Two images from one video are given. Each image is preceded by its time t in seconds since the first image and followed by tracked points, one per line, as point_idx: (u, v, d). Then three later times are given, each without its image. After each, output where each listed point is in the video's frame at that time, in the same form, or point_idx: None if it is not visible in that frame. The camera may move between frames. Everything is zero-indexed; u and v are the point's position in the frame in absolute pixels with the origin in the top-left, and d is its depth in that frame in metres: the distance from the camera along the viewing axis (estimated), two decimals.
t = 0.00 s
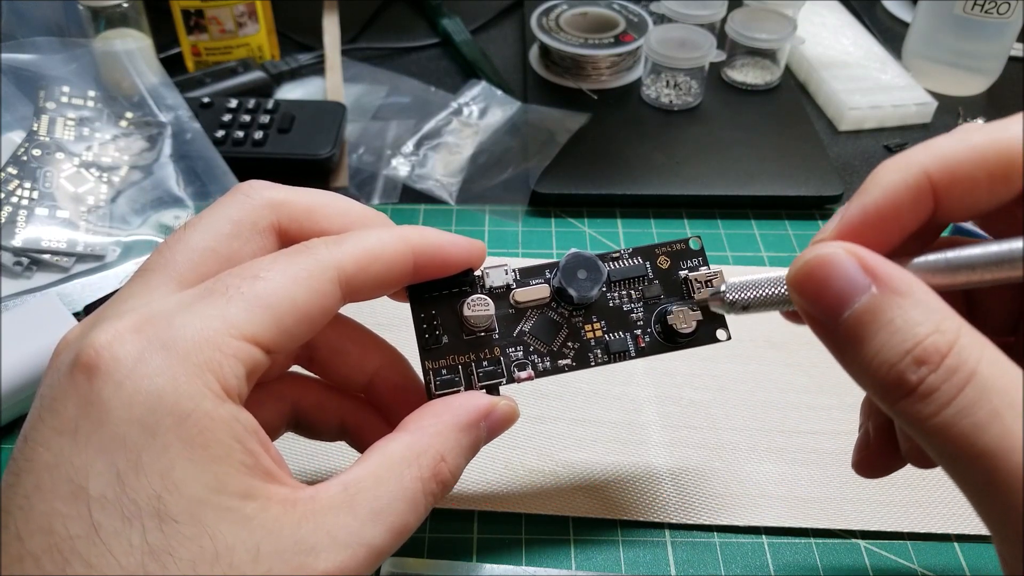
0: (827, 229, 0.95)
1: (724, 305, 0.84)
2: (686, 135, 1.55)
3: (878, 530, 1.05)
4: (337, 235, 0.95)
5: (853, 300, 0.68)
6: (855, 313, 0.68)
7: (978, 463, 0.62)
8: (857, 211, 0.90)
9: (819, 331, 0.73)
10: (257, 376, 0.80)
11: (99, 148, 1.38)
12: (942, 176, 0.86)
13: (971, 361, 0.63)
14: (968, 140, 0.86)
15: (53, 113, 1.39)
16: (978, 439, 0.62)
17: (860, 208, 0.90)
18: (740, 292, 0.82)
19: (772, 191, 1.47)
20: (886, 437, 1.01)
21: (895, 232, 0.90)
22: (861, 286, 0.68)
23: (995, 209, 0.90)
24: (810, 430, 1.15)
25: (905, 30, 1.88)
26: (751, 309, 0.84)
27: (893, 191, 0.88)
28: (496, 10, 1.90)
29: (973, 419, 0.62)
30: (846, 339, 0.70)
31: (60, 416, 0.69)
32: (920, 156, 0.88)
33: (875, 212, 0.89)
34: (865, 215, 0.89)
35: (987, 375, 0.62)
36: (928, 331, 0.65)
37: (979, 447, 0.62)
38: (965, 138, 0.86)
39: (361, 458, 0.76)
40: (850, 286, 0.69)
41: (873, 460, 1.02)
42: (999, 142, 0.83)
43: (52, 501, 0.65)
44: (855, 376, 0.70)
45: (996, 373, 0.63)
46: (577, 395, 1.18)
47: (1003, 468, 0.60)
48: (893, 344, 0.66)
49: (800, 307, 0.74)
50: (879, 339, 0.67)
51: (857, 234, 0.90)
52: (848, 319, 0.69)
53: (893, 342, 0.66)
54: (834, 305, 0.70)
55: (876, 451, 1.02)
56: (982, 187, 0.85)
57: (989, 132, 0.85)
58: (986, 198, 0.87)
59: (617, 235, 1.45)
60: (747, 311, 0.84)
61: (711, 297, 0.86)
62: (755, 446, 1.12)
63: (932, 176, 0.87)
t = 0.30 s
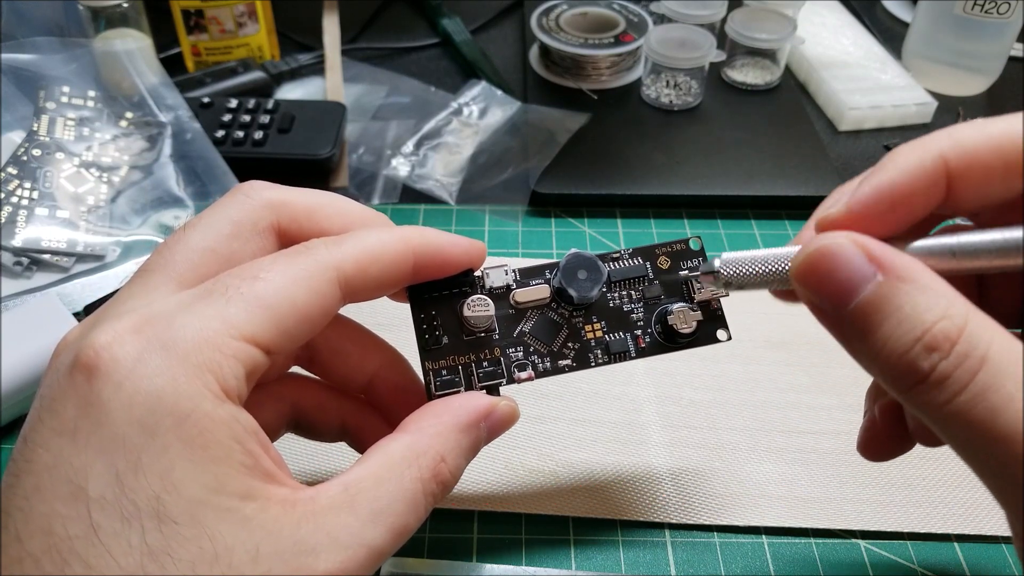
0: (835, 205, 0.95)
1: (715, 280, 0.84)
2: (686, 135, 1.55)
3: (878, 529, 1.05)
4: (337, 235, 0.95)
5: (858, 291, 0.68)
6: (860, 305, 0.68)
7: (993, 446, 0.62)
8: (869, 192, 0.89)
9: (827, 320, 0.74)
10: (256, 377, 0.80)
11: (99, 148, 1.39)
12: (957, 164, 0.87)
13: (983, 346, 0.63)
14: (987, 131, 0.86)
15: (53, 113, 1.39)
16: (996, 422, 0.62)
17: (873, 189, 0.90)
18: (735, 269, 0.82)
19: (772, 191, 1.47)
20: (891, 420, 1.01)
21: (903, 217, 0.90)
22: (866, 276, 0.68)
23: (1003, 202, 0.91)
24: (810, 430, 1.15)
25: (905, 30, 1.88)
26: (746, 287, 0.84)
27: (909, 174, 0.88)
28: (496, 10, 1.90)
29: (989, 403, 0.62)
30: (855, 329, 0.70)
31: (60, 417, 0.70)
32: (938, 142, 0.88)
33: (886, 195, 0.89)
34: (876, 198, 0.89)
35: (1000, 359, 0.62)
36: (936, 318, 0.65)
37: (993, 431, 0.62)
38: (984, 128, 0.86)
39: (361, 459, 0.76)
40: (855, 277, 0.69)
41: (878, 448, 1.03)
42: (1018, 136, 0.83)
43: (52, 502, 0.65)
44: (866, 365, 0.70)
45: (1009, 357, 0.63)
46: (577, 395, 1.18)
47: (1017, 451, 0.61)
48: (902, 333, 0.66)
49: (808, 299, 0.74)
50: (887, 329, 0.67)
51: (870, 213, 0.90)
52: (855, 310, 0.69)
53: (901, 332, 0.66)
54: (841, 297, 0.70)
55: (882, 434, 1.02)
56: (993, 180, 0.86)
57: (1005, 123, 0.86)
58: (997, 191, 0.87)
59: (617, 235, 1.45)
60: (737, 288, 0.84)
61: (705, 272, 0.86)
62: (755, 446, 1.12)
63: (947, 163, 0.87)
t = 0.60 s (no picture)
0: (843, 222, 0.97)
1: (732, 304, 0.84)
2: (686, 135, 1.55)
3: (877, 529, 1.05)
4: (337, 235, 0.95)
5: (867, 283, 0.68)
6: (869, 296, 0.68)
7: (1004, 445, 0.61)
8: (873, 204, 0.91)
9: (834, 318, 0.74)
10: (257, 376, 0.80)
11: (99, 148, 1.38)
12: (957, 168, 0.88)
13: (993, 342, 0.62)
14: (982, 134, 0.88)
15: (53, 113, 1.39)
16: (1009, 419, 0.61)
17: (878, 201, 0.91)
18: (747, 290, 0.82)
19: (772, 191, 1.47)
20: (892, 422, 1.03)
21: (911, 226, 0.92)
22: (875, 269, 0.68)
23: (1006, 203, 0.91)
24: (810, 430, 1.15)
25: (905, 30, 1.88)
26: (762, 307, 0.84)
27: (909, 184, 0.89)
28: (496, 10, 1.90)
29: (1003, 401, 0.61)
30: (862, 323, 0.69)
31: (60, 417, 0.70)
32: (936, 148, 0.90)
33: (891, 206, 0.90)
34: (881, 208, 0.91)
35: (1012, 356, 0.62)
36: (945, 311, 0.64)
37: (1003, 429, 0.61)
38: (979, 132, 0.88)
39: (361, 458, 0.76)
40: (864, 270, 0.69)
41: (880, 449, 1.03)
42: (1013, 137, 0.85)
43: (52, 502, 0.65)
44: (871, 362, 0.70)
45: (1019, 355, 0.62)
46: (577, 395, 1.18)
47: None
48: (910, 325, 0.65)
49: (814, 296, 0.74)
50: (896, 321, 0.66)
51: (873, 228, 0.92)
52: (863, 302, 0.69)
53: (910, 323, 0.65)
54: (849, 290, 0.70)
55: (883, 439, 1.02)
56: (995, 181, 0.87)
57: (1004, 126, 0.87)
58: (999, 193, 0.89)
59: (617, 235, 1.45)
60: (756, 309, 0.84)
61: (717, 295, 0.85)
62: (756, 446, 1.12)
63: (947, 169, 0.89)
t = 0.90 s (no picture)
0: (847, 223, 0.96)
1: (738, 306, 0.84)
2: (686, 135, 1.55)
3: (877, 529, 1.05)
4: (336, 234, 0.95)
5: (871, 282, 0.69)
6: (872, 295, 0.68)
7: (1009, 444, 0.60)
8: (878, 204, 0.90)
9: (838, 319, 0.74)
10: (256, 376, 0.80)
11: (99, 148, 1.39)
12: (959, 167, 0.88)
13: (998, 340, 0.62)
14: (982, 133, 0.88)
15: (53, 113, 1.39)
16: (1014, 417, 0.60)
17: (883, 201, 0.90)
18: (751, 292, 0.83)
19: (772, 191, 1.47)
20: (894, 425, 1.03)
21: (916, 226, 0.91)
22: (879, 268, 0.69)
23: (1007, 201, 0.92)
24: (810, 430, 1.14)
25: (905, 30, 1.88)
26: (766, 310, 0.84)
27: (913, 184, 0.88)
28: (495, 10, 1.90)
29: (1008, 398, 0.60)
30: (866, 322, 0.69)
31: (60, 417, 0.70)
32: (937, 148, 0.89)
33: (896, 206, 0.90)
34: (886, 208, 0.90)
35: (1016, 354, 0.61)
36: (949, 309, 0.64)
37: (1007, 429, 0.60)
38: (979, 131, 0.88)
39: (362, 457, 0.76)
40: (867, 269, 0.69)
41: (883, 451, 1.02)
42: (1013, 135, 0.85)
43: (51, 501, 0.65)
44: (875, 362, 0.69)
45: None
46: (577, 395, 1.18)
47: None
48: (914, 323, 0.65)
49: (819, 297, 0.74)
50: (899, 319, 0.66)
51: (878, 227, 0.91)
52: (867, 301, 0.69)
53: (913, 320, 0.65)
54: (853, 289, 0.70)
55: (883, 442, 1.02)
56: (997, 179, 0.87)
57: (1005, 125, 0.87)
58: (1001, 192, 0.89)
59: (617, 235, 1.45)
60: (761, 311, 0.84)
61: (721, 297, 0.86)
62: (755, 446, 1.12)
63: (950, 168, 0.88)
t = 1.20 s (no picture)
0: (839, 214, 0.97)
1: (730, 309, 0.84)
2: (686, 135, 1.55)
3: (877, 529, 1.05)
4: (337, 235, 0.95)
5: (854, 292, 0.68)
6: (856, 305, 0.68)
7: (992, 451, 0.61)
8: (873, 199, 0.91)
9: (825, 326, 0.74)
10: (257, 376, 0.80)
11: (99, 148, 1.38)
12: (952, 165, 0.89)
13: (980, 348, 0.62)
14: (977, 132, 0.88)
15: (53, 113, 1.39)
16: (996, 425, 0.60)
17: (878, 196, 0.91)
18: (746, 296, 0.82)
19: (772, 191, 1.47)
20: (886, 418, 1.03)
21: (906, 222, 0.92)
22: (863, 278, 0.68)
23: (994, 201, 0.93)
24: (810, 430, 1.15)
25: (905, 30, 1.88)
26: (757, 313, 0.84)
27: (907, 178, 0.90)
28: (496, 11, 1.89)
29: (990, 407, 0.61)
30: (850, 331, 0.69)
31: (61, 417, 0.70)
32: (932, 145, 0.90)
33: (890, 201, 0.91)
34: (880, 203, 0.91)
35: (999, 362, 0.62)
36: (932, 318, 0.64)
37: (990, 436, 0.61)
38: (974, 130, 0.89)
39: (362, 458, 0.76)
40: (851, 279, 0.69)
41: (872, 445, 1.04)
42: (1007, 136, 0.86)
43: (52, 502, 0.65)
44: (860, 370, 0.70)
45: (1008, 361, 0.62)
46: (577, 396, 1.18)
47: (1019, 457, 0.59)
48: (897, 333, 0.65)
49: (805, 305, 0.74)
50: (882, 328, 0.66)
51: (871, 221, 0.92)
52: (850, 310, 0.69)
53: (896, 330, 0.65)
54: (837, 298, 0.70)
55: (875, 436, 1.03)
56: (986, 179, 0.89)
57: (1002, 123, 0.87)
58: (989, 190, 0.90)
59: (617, 235, 1.45)
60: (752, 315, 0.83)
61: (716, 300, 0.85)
62: (755, 446, 1.12)
63: (942, 166, 0.90)
